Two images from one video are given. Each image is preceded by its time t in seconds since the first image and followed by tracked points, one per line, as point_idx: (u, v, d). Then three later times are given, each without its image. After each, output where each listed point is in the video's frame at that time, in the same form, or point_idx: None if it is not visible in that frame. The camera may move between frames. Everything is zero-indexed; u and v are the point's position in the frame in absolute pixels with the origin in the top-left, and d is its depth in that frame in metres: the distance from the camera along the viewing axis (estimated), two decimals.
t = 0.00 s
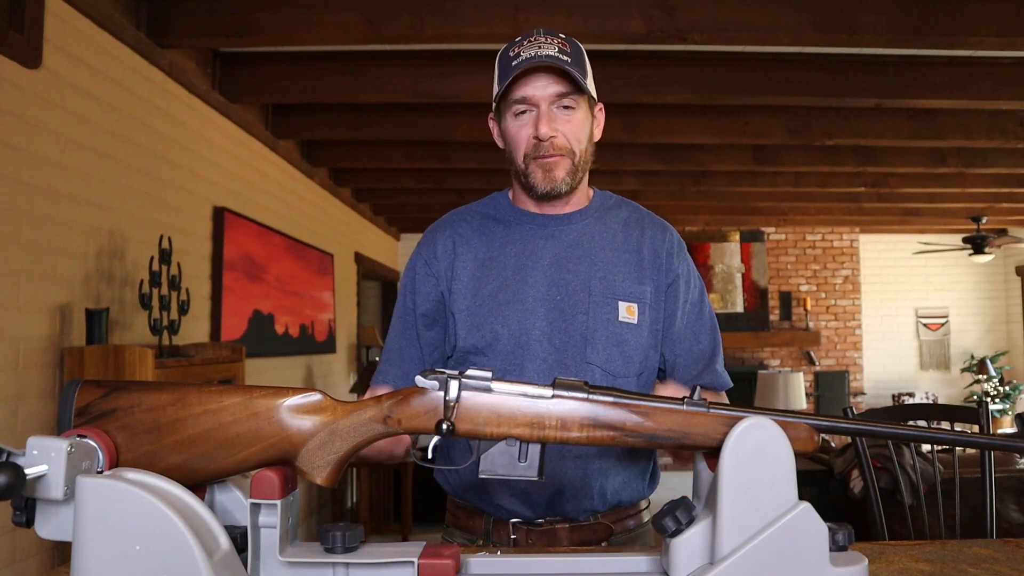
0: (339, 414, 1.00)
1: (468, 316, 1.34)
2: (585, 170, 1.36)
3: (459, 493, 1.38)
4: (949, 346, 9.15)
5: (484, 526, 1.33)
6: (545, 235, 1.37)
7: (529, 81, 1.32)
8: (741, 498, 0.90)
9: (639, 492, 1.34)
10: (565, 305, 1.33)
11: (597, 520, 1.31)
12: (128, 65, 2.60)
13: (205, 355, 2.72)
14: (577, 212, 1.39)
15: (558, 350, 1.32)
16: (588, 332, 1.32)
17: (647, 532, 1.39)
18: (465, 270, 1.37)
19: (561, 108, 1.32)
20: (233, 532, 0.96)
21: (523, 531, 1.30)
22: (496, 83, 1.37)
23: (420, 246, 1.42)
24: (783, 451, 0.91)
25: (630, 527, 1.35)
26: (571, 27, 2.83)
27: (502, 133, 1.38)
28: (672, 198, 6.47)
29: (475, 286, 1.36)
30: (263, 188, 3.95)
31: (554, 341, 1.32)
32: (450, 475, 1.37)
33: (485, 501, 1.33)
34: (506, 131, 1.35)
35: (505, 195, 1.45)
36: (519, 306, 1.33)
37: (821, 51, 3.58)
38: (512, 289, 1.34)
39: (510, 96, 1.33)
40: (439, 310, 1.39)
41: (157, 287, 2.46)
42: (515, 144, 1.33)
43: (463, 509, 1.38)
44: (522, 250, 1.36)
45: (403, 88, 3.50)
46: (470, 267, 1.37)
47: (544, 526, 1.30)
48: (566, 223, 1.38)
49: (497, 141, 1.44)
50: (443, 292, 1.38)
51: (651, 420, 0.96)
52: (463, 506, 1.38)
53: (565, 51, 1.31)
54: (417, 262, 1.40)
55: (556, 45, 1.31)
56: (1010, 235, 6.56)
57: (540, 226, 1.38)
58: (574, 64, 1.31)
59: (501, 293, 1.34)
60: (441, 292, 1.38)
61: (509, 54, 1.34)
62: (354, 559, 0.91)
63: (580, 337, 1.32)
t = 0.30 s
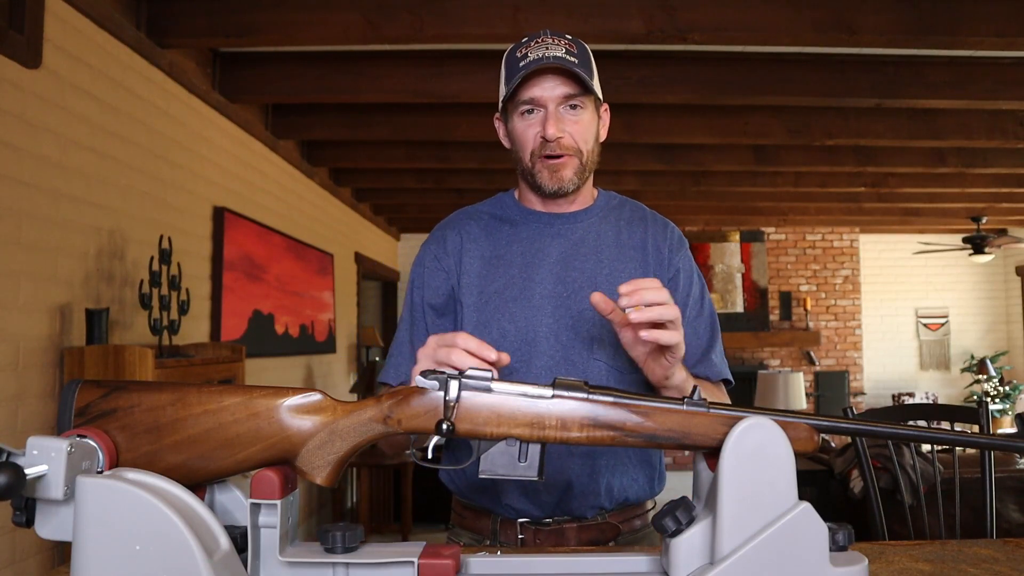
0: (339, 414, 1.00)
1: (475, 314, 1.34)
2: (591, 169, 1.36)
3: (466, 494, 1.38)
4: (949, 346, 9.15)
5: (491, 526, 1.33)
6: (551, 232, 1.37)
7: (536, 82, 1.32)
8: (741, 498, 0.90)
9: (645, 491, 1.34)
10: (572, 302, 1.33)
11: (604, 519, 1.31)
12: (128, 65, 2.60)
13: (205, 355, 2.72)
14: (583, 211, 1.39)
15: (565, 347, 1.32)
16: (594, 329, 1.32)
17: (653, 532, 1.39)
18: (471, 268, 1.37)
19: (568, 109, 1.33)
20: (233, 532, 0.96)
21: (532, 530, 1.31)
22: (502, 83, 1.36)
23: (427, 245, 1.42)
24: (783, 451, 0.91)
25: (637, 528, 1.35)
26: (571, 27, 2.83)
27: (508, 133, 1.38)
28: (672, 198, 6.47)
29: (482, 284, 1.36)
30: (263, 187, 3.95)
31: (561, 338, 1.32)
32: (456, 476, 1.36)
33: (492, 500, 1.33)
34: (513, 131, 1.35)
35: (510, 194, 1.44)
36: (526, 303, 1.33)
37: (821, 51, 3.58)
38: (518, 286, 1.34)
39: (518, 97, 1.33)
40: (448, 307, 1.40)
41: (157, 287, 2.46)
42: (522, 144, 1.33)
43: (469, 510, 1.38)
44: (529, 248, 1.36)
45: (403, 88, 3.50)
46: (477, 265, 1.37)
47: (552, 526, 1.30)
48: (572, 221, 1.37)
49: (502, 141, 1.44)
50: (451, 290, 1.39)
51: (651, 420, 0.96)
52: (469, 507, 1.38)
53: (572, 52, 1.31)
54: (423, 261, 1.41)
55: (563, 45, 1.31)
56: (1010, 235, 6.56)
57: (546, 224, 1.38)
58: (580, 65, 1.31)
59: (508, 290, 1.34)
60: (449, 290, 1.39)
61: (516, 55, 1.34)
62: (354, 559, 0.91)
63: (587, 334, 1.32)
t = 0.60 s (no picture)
0: (339, 414, 1.00)
1: (475, 322, 1.35)
2: (592, 172, 1.36)
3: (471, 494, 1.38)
4: (949, 346, 9.15)
5: (496, 527, 1.33)
6: (551, 238, 1.37)
7: (538, 83, 1.32)
8: (742, 497, 0.90)
9: (648, 494, 1.36)
10: (572, 308, 1.33)
11: (609, 522, 1.32)
12: (128, 65, 2.60)
13: (205, 355, 2.72)
14: (583, 213, 1.39)
15: (566, 354, 1.32)
16: (596, 336, 1.32)
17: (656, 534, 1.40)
18: (470, 276, 1.37)
19: (570, 112, 1.32)
20: (233, 532, 0.96)
21: (536, 533, 1.31)
22: (504, 83, 1.36)
23: (426, 253, 1.43)
24: (783, 451, 0.91)
25: (640, 529, 1.35)
26: (571, 27, 2.82)
27: (509, 134, 1.38)
28: (672, 198, 6.47)
29: (481, 291, 1.36)
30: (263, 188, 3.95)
31: (562, 345, 1.32)
32: (462, 478, 1.37)
33: (497, 502, 1.33)
34: (514, 132, 1.35)
35: (510, 195, 1.44)
36: (526, 310, 1.33)
37: (821, 51, 3.58)
38: (518, 294, 1.34)
39: (520, 98, 1.33)
40: (448, 315, 1.41)
41: (157, 287, 2.46)
42: (524, 145, 1.33)
43: (474, 511, 1.38)
44: (528, 254, 1.36)
45: (403, 88, 3.50)
46: (476, 273, 1.37)
47: (556, 528, 1.30)
48: (572, 225, 1.38)
49: (502, 141, 1.44)
50: (450, 298, 1.40)
51: (651, 420, 0.96)
52: (474, 509, 1.38)
53: (576, 53, 1.31)
54: (423, 269, 1.42)
55: (567, 46, 1.31)
56: (1010, 235, 6.56)
57: (546, 228, 1.38)
58: (584, 67, 1.31)
59: (507, 298, 1.34)
60: (449, 298, 1.40)
61: (518, 54, 1.33)
62: (354, 558, 0.91)
63: (588, 342, 1.32)
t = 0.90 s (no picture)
0: (339, 414, 1.00)
1: (459, 323, 1.35)
2: (575, 171, 1.36)
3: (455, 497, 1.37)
4: (949, 346, 9.15)
5: (481, 530, 1.33)
6: (536, 237, 1.37)
7: (519, 82, 1.31)
8: (742, 497, 0.90)
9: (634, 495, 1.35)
10: (557, 308, 1.33)
11: (595, 525, 1.30)
12: (128, 65, 2.60)
13: (205, 355, 2.72)
14: (568, 212, 1.38)
15: (551, 354, 1.32)
16: (581, 335, 1.31)
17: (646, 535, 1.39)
18: (454, 276, 1.38)
19: (551, 111, 1.31)
20: (233, 532, 0.96)
21: (521, 534, 1.30)
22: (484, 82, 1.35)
23: (411, 253, 1.44)
24: (784, 451, 0.91)
25: (629, 530, 1.35)
26: (570, 27, 2.82)
27: (492, 134, 1.38)
28: (672, 198, 6.47)
29: (464, 291, 1.36)
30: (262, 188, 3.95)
31: (547, 345, 1.32)
32: (447, 479, 1.37)
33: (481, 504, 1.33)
34: (495, 133, 1.35)
35: (495, 195, 1.44)
36: (510, 311, 1.33)
37: (821, 51, 3.58)
38: (501, 294, 1.34)
39: (500, 98, 1.32)
40: (433, 316, 1.41)
41: (157, 287, 2.46)
42: (505, 146, 1.33)
43: (460, 514, 1.37)
44: (512, 253, 1.36)
45: (403, 88, 3.50)
46: (459, 273, 1.38)
47: (541, 531, 1.29)
48: (556, 223, 1.38)
49: (485, 141, 1.43)
50: (435, 299, 1.40)
51: (651, 420, 0.96)
52: (460, 510, 1.37)
53: (556, 50, 1.30)
54: (408, 270, 1.43)
55: (547, 44, 1.30)
56: (1010, 235, 6.56)
57: (530, 226, 1.38)
58: (564, 64, 1.30)
59: (491, 298, 1.34)
60: (434, 299, 1.40)
61: (498, 53, 1.32)
62: (354, 559, 0.91)
63: (573, 341, 1.31)
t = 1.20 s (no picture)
0: (339, 414, 1.00)
1: (439, 318, 1.34)
2: (555, 165, 1.35)
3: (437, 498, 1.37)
4: (949, 346, 9.15)
5: (462, 532, 1.31)
6: (517, 231, 1.37)
7: (497, 75, 1.30)
8: (742, 497, 0.90)
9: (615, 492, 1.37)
10: (538, 303, 1.33)
11: (578, 523, 1.31)
12: (128, 65, 2.60)
13: (205, 355, 2.72)
14: (549, 206, 1.38)
15: (532, 349, 1.32)
16: (563, 330, 1.32)
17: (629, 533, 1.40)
18: (434, 270, 1.36)
19: (530, 104, 1.31)
20: (233, 532, 0.96)
21: (503, 535, 1.29)
22: (463, 76, 1.35)
23: (389, 247, 1.41)
24: (784, 451, 0.91)
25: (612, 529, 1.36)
26: (570, 27, 2.82)
27: (470, 128, 1.37)
28: (672, 198, 6.47)
29: (445, 286, 1.35)
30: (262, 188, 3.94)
31: (528, 340, 1.32)
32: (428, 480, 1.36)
33: (462, 505, 1.33)
34: (474, 126, 1.34)
35: (473, 190, 1.43)
36: (492, 305, 1.33)
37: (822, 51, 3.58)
38: (483, 288, 1.34)
39: (478, 91, 1.31)
40: (412, 310, 1.39)
41: (157, 287, 2.46)
42: (484, 139, 1.32)
43: (441, 515, 1.37)
44: (493, 248, 1.36)
45: (403, 88, 3.50)
46: (439, 267, 1.36)
47: (523, 531, 1.29)
48: (537, 217, 1.37)
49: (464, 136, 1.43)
50: (414, 293, 1.38)
51: (651, 420, 0.96)
52: (441, 512, 1.37)
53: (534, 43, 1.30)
54: (386, 264, 1.40)
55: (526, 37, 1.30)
56: (1010, 235, 6.57)
57: (510, 221, 1.37)
58: (543, 57, 1.29)
59: (472, 293, 1.34)
60: (413, 293, 1.38)
61: (476, 46, 1.32)
62: (354, 559, 0.91)
63: (554, 336, 1.32)
